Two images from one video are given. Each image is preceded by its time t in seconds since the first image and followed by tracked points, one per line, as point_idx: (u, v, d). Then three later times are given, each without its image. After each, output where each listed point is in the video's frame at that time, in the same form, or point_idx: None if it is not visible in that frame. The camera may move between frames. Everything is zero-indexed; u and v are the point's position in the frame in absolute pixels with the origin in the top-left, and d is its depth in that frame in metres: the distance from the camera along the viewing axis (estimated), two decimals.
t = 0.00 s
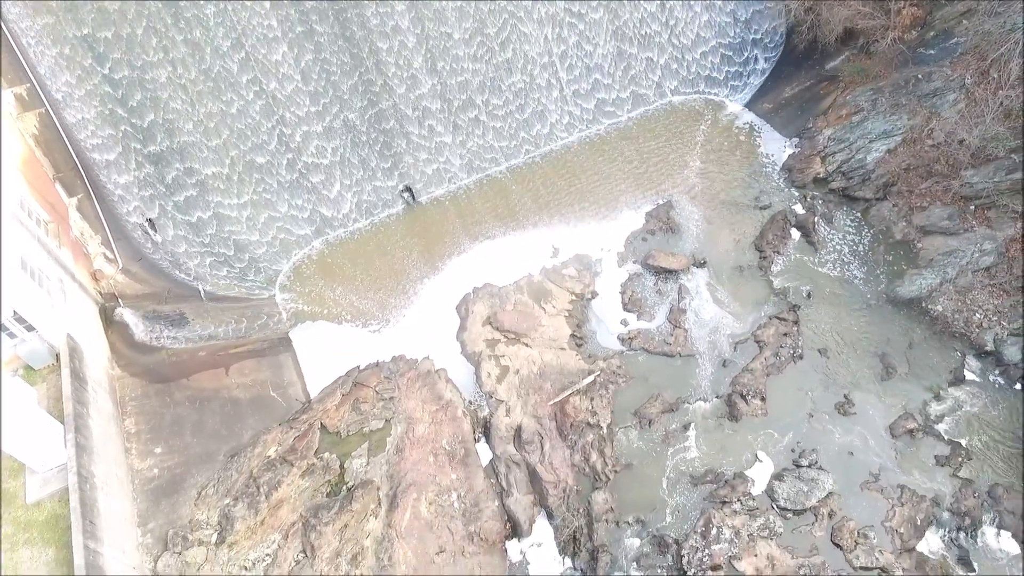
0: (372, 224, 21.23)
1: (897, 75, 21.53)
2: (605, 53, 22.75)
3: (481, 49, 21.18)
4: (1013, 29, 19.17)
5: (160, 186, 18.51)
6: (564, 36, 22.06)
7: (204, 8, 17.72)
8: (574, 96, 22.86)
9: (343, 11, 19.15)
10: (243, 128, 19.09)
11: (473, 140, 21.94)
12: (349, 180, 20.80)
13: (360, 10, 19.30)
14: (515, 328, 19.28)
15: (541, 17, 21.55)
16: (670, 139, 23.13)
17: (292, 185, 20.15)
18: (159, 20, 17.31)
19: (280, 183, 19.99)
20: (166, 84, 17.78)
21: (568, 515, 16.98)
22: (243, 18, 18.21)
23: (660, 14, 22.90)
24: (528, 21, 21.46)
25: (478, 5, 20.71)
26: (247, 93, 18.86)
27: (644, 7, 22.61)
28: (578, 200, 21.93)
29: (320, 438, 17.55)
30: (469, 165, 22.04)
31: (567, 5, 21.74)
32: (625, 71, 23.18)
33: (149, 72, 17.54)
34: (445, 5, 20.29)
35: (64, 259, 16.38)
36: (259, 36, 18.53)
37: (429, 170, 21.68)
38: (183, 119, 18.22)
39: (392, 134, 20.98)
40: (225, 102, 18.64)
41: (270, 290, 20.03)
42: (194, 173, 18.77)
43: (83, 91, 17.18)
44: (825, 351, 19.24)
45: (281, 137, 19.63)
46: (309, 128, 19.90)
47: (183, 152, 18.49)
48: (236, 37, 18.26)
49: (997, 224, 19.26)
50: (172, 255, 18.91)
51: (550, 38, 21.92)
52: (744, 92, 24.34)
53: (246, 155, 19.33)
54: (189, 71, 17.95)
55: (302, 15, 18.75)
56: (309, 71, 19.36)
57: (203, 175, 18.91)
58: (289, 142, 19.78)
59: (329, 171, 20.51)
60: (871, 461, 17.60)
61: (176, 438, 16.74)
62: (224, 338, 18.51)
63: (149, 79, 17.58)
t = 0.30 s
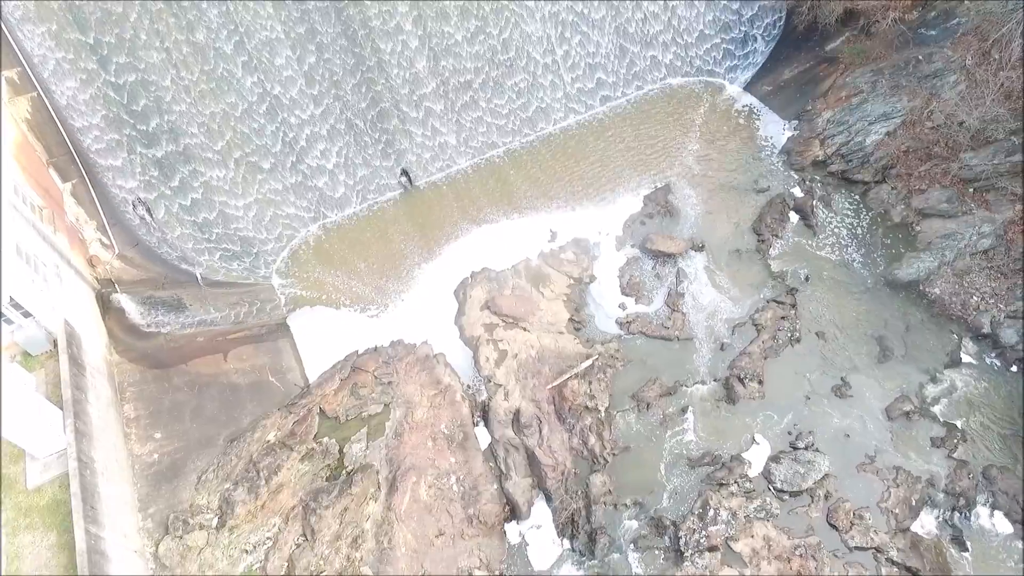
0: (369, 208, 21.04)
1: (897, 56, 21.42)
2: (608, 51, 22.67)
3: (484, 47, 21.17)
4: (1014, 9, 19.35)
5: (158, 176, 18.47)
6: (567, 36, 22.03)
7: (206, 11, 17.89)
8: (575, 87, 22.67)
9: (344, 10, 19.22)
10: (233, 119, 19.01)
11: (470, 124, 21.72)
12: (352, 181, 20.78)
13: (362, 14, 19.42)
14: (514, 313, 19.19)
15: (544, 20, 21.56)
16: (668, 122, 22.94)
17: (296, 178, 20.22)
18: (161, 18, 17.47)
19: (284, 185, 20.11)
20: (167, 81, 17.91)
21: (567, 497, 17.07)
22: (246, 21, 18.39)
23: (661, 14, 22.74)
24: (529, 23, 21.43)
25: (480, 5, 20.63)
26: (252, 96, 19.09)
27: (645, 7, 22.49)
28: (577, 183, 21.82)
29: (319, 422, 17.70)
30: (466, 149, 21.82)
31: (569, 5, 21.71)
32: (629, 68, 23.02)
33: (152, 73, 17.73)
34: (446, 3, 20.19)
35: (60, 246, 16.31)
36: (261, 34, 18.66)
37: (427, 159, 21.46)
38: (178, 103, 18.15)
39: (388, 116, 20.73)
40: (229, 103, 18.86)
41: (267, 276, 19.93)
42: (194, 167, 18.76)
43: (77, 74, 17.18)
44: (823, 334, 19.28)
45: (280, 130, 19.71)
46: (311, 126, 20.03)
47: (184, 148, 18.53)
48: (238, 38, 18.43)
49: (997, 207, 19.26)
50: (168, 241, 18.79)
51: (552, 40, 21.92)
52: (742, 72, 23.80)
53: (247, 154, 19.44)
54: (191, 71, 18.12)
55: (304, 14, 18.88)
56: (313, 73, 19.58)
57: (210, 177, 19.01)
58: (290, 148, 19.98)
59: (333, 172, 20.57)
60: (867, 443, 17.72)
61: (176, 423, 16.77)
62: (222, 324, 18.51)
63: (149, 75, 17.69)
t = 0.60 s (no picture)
0: (366, 202, 20.93)
1: (895, 47, 21.34)
2: (608, 47, 22.53)
3: (482, 44, 21.02)
4: None
5: (165, 187, 18.55)
6: (566, 32, 21.91)
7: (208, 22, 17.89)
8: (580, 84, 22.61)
9: (346, 16, 19.14)
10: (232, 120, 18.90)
11: (467, 116, 21.54)
12: (349, 176, 20.67)
13: (365, 26, 19.44)
14: (511, 306, 19.24)
15: (545, 30, 21.60)
16: (666, 114, 22.83)
17: (297, 179, 20.13)
18: (162, 23, 17.47)
19: (289, 194, 20.13)
20: (172, 91, 17.99)
21: (565, 490, 17.07)
22: (248, 32, 18.35)
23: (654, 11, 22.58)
24: (532, 32, 21.48)
25: (483, 14, 20.64)
26: (255, 105, 19.07)
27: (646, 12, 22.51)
28: (574, 176, 21.75)
29: (317, 417, 17.71)
30: (463, 142, 21.65)
31: (568, 13, 21.70)
32: (628, 62, 22.89)
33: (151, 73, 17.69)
34: (446, 11, 20.17)
35: (56, 240, 16.25)
36: (265, 42, 18.61)
37: (421, 146, 21.24)
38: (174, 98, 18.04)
39: (386, 112, 20.61)
40: (234, 113, 18.88)
41: (265, 270, 19.86)
42: (199, 176, 18.82)
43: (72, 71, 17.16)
44: (821, 326, 19.27)
45: (280, 128, 19.56)
46: (315, 135, 20.04)
47: (188, 157, 18.57)
48: (241, 49, 18.41)
49: (994, 199, 19.23)
50: (164, 234, 18.73)
51: (555, 49, 21.97)
52: (740, 61, 23.61)
53: (251, 162, 19.44)
54: (195, 79, 18.16)
55: (305, 21, 18.75)
56: (316, 82, 19.53)
57: (215, 186, 19.07)
58: (292, 162, 19.96)
59: (337, 181, 20.56)
60: (864, 435, 17.77)
61: (174, 418, 16.76)
62: (220, 318, 18.48)
63: (153, 84, 17.76)
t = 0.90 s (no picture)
0: (363, 203, 20.85)
1: (892, 46, 21.36)
2: (604, 44, 22.61)
3: (478, 41, 21.15)
4: None
5: (173, 206, 18.86)
6: (561, 26, 21.99)
7: (215, 45, 18.26)
8: (575, 82, 22.64)
9: (350, 33, 19.57)
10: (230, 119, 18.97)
11: (463, 114, 21.55)
12: (344, 173, 20.66)
13: (372, 48, 19.94)
14: (509, 306, 19.22)
15: (548, 49, 22.07)
16: (664, 113, 22.82)
17: (293, 179, 20.17)
18: (164, 33, 17.63)
19: (295, 208, 20.32)
20: (180, 111, 18.30)
21: (564, 490, 17.04)
22: (255, 53, 18.77)
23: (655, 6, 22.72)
24: (534, 51, 21.95)
25: (484, 30, 21.08)
26: (247, 96, 19.02)
27: (641, 9, 22.64)
28: (572, 175, 21.74)
29: (315, 418, 17.70)
30: (460, 142, 21.65)
31: (568, 31, 22.14)
32: (623, 55, 22.87)
33: (148, 73, 17.74)
34: (442, 7, 20.33)
35: (51, 240, 16.14)
36: (273, 62, 19.05)
37: (419, 144, 21.26)
38: (168, 94, 18.08)
39: (383, 109, 20.67)
40: (235, 118, 19.04)
41: (262, 271, 19.82)
42: (206, 194, 19.13)
43: (65, 69, 17.19)
44: (819, 325, 19.27)
45: (281, 133, 19.73)
46: (321, 152, 20.35)
47: (182, 151, 18.59)
48: (248, 69, 18.83)
49: (991, 197, 19.23)
50: (162, 236, 18.79)
51: (557, 65, 22.33)
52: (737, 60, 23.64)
53: (256, 179, 19.74)
54: (200, 97, 18.45)
55: (302, 21, 18.96)
56: (315, 86, 19.74)
57: (221, 203, 19.36)
58: (294, 182, 20.21)
59: (333, 180, 20.59)
60: (862, 434, 17.77)
61: (171, 419, 16.68)
62: (218, 319, 18.31)
63: (161, 104, 18.07)
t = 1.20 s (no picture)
0: (361, 202, 20.91)
1: (890, 45, 21.34)
2: (601, 43, 22.63)
3: (477, 41, 21.06)
4: None
5: (179, 217, 18.89)
6: (560, 26, 21.92)
7: (219, 61, 18.33)
8: (574, 84, 22.71)
9: (354, 48, 19.69)
10: (230, 123, 18.93)
11: (462, 114, 21.58)
12: (342, 174, 20.66)
13: (375, 63, 20.09)
14: (507, 306, 19.22)
15: (552, 64, 22.26)
16: (662, 112, 22.82)
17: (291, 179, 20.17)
18: (164, 39, 17.55)
19: (293, 208, 20.36)
20: (186, 127, 18.36)
21: (563, 490, 17.02)
22: (260, 71, 18.90)
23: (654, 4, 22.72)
24: (535, 62, 22.07)
25: (486, 44, 21.21)
26: (246, 98, 18.94)
27: (639, 8, 22.60)
28: (570, 174, 21.72)
29: (314, 418, 17.67)
30: (457, 141, 21.70)
31: (569, 47, 22.32)
32: (620, 55, 22.95)
33: (144, 72, 17.57)
34: (441, 7, 20.27)
35: (48, 241, 15.96)
36: (277, 81, 19.20)
37: (418, 148, 21.31)
38: (169, 96, 17.95)
39: (381, 109, 20.61)
40: (232, 116, 18.92)
41: (261, 270, 19.84)
42: (211, 207, 19.22)
43: (62, 68, 16.86)
44: (817, 324, 19.27)
45: (281, 136, 19.70)
46: (326, 167, 20.47)
47: (190, 168, 18.69)
48: (252, 86, 18.93)
49: (989, 195, 19.28)
50: (160, 236, 18.74)
51: (560, 79, 22.50)
52: (734, 59, 23.73)
53: (261, 192, 19.87)
54: (204, 112, 18.49)
55: (299, 19, 18.81)
56: (312, 82, 19.64)
57: (226, 216, 19.46)
58: (299, 196, 20.36)
59: (332, 180, 20.60)
60: (861, 433, 17.76)
61: (168, 420, 16.63)
62: (215, 320, 18.25)
63: (167, 121, 18.12)
